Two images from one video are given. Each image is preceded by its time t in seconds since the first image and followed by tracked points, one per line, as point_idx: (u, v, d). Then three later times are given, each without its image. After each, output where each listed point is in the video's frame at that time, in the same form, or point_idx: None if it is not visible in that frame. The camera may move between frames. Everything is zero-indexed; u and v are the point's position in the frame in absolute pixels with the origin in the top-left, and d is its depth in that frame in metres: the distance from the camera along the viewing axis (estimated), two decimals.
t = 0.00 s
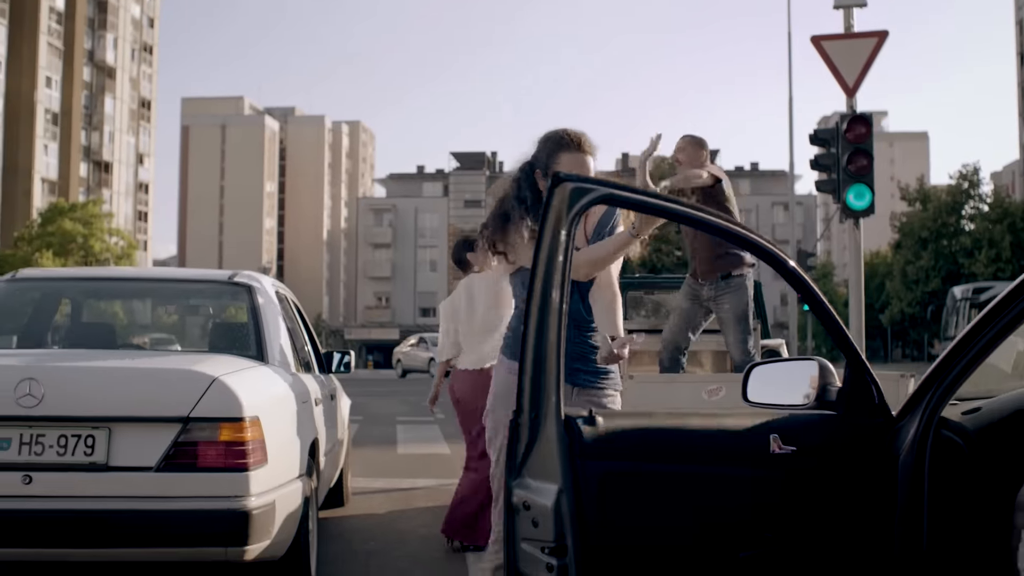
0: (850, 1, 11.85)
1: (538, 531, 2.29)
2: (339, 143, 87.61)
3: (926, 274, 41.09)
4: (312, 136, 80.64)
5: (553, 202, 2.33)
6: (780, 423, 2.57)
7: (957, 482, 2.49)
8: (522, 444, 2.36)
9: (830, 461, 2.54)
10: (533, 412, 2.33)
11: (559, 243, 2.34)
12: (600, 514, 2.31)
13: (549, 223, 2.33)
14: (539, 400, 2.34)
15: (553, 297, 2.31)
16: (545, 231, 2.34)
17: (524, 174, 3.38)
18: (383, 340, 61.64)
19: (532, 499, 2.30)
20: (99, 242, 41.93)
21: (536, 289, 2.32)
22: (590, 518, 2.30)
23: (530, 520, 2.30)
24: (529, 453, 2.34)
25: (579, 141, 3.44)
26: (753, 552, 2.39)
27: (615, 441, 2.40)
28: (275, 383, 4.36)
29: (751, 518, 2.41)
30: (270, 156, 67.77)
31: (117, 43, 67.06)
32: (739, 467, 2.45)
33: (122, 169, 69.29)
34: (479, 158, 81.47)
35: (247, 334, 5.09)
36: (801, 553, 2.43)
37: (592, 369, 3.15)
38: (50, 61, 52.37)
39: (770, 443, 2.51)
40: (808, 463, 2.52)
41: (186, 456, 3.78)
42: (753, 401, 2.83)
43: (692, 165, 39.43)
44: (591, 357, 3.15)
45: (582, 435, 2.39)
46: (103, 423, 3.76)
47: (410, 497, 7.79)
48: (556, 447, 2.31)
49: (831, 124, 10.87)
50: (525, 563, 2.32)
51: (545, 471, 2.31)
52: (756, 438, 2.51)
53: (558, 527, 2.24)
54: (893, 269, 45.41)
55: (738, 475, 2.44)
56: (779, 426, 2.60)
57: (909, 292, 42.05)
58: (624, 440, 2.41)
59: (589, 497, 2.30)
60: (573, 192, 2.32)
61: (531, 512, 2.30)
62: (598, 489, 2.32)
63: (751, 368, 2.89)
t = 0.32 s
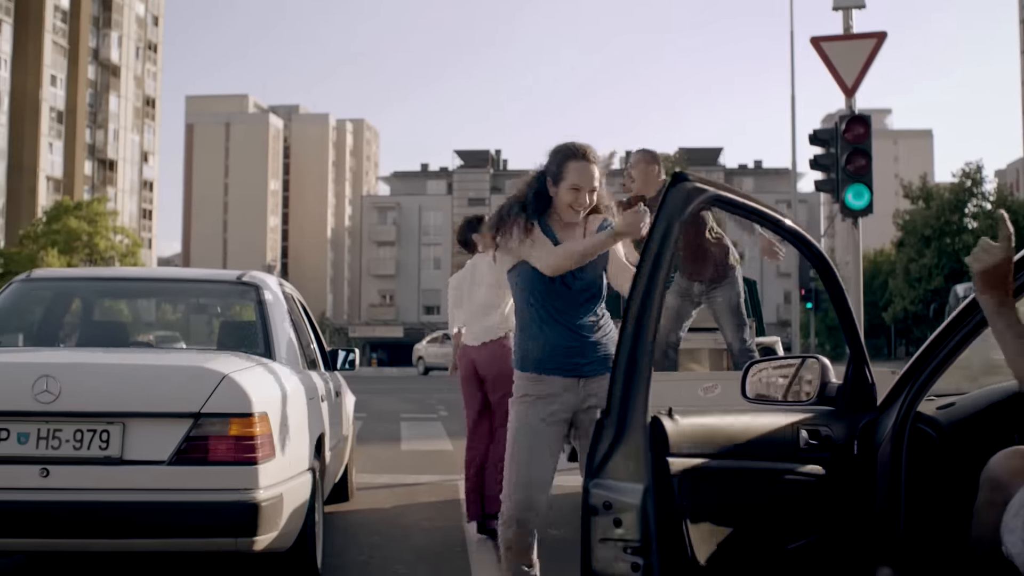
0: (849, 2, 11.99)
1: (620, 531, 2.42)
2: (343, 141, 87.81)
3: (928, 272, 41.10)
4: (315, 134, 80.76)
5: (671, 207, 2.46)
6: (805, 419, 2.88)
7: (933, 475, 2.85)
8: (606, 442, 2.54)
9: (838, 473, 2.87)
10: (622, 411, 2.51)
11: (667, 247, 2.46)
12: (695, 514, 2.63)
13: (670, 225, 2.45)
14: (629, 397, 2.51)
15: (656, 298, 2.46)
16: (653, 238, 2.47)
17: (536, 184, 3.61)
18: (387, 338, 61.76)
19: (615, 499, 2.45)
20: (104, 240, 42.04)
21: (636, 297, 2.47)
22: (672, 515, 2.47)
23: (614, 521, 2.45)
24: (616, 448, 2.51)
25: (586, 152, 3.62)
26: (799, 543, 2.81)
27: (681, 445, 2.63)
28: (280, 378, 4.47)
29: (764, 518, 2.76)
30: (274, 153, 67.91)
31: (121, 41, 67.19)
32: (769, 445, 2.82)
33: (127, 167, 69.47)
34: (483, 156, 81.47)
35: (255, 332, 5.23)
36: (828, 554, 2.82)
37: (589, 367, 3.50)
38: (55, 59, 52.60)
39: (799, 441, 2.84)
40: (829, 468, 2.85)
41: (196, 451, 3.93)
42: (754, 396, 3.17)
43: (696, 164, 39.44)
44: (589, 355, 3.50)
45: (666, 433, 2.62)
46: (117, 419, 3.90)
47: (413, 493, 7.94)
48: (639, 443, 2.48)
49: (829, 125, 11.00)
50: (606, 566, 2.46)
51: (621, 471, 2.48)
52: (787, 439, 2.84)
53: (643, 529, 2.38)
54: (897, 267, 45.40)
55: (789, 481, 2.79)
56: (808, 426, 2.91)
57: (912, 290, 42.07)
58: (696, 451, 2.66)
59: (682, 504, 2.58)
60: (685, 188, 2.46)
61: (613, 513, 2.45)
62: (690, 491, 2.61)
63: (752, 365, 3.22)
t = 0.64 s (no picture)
0: (844, 5, 12.13)
1: (670, 525, 2.54)
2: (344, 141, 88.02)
3: (927, 272, 41.17)
4: (316, 133, 80.92)
5: (734, 214, 2.55)
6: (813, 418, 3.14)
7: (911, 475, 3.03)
8: (657, 441, 2.61)
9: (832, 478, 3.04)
10: (673, 410, 2.60)
11: (724, 255, 2.57)
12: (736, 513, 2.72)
13: (736, 227, 2.55)
14: (680, 395, 2.60)
15: (719, 296, 2.55)
16: (718, 245, 2.57)
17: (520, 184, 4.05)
18: (387, 337, 61.92)
19: (667, 495, 2.55)
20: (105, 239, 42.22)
21: (696, 295, 2.57)
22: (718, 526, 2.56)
23: (662, 517, 2.55)
24: (665, 445, 2.60)
25: (560, 153, 4.04)
26: None
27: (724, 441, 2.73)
28: (284, 378, 4.60)
29: (780, 503, 2.91)
30: (274, 152, 68.13)
31: (122, 41, 67.41)
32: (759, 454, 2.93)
33: (128, 166, 69.69)
34: (483, 156, 81.56)
35: (259, 332, 5.37)
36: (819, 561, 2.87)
37: (563, 349, 3.92)
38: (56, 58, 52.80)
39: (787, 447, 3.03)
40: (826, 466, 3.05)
41: (204, 445, 4.07)
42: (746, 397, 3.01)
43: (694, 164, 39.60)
44: (561, 340, 3.91)
45: (711, 434, 2.67)
46: (127, 416, 4.05)
47: (414, 489, 8.09)
48: (691, 450, 2.57)
49: (825, 125, 11.13)
50: (654, 559, 2.56)
51: (676, 468, 2.57)
52: (796, 432, 3.11)
53: (695, 523, 2.51)
54: (896, 267, 45.41)
55: (796, 480, 2.98)
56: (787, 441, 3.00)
57: (911, 290, 42.10)
58: (733, 446, 2.86)
59: (725, 503, 2.65)
60: (743, 199, 2.55)
61: (662, 509, 2.55)
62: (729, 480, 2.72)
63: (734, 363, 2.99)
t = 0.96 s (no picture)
0: (839, 7, 12.25)
1: (671, 516, 2.58)
2: (342, 139, 88.20)
3: (925, 271, 41.29)
4: (315, 132, 81.06)
5: (737, 218, 2.64)
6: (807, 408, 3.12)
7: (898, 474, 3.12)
8: (656, 439, 2.66)
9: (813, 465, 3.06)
10: (673, 407, 2.65)
11: (728, 251, 2.65)
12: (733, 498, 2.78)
13: (739, 230, 2.63)
14: (681, 390, 2.65)
15: (718, 299, 2.62)
16: (722, 241, 2.64)
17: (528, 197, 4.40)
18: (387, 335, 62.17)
19: (666, 486, 2.60)
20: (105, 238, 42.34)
21: (694, 303, 2.64)
22: (712, 515, 2.61)
23: (664, 509, 2.59)
24: (663, 443, 2.64)
25: (556, 172, 4.40)
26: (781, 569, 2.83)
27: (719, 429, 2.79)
28: (285, 374, 4.75)
29: (772, 491, 2.92)
30: (274, 151, 68.18)
31: (122, 40, 67.59)
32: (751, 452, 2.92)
33: (127, 165, 69.83)
34: (482, 154, 81.72)
35: (262, 330, 5.50)
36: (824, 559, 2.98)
37: (568, 360, 4.16)
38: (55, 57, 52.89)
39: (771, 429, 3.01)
40: (816, 452, 3.08)
41: (209, 441, 4.20)
42: (734, 391, 3.07)
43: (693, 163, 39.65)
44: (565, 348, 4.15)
45: (708, 427, 2.73)
46: (134, 412, 4.17)
47: (412, 485, 8.23)
48: (690, 448, 2.61)
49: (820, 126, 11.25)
50: (655, 546, 2.59)
51: (677, 460, 2.62)
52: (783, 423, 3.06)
53: (693, 513, 2.57)
54: (894, 266, 45.49)
55: (777, 471, 2.95)
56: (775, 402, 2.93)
57: (908, 289, 42.21)
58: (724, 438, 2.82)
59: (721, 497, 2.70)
60: (745, 208, 2.64)
61: (663, 500, 2.60)
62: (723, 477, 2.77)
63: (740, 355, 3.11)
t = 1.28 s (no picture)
0: (835, 8, 12.38)
1: (632, 501, 2.73)
2: (342, 137, 88.31)
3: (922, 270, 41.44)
4: (315, 129, 81.15)
5: (688, 222, 2.78)
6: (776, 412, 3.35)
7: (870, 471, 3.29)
8: (615, 430, 2.83)
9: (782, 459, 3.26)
10: (632, 399, 2.81)
11: (676, 260, 2.80)
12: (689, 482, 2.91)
13: (686, 235, 2.78)
14: (640, 397, 2.81)
15: (671, 300, 2.77)
16: (670, 253, 2.80)
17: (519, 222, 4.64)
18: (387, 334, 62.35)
19: (625, 473, 2.75)
20: (106, 236, 42.49)
21: (650, 298, 2.80)
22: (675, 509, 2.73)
23: (625, 494, 2.74)
24: (623, 435, 2.80)
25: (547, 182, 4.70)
26: None
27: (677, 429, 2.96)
28: (287, 370, 4.89)
29: (736, 484, 3.10)
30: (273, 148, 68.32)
31: (123, 38, 67.70)
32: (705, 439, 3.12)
33: (128, 162, 69.95)
34: (482, 152, 81.81)
35: (265, 329, 5.65)
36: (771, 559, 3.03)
37: (560, 348, 4.44)
38: (56, 55, 53.02)
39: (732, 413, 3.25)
40: (788, 447, 3.30)
41: (215, 435, 4.34)
42: (712, 386, 3.26)
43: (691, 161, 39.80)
44: (557, 343, 4.44)
45: (670, 422, 2.87)
46: (142, 406, 4.30)
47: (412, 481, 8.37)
48: (649, 433, 2.76)
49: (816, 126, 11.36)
50: (615, 531, 2.73)
51: (635, 450, 2.76)
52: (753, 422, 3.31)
53: (653, 500, 2.70)
54: (893, 265, 45.60)
55: (752, 464, 3.16)
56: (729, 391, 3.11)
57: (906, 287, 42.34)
58: (684, 433, 2.97)
59: (680, 487, 2.82)
60: (693, 214, 2.78)
61: (623, 487, 2.74)
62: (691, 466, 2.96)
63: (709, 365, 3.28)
